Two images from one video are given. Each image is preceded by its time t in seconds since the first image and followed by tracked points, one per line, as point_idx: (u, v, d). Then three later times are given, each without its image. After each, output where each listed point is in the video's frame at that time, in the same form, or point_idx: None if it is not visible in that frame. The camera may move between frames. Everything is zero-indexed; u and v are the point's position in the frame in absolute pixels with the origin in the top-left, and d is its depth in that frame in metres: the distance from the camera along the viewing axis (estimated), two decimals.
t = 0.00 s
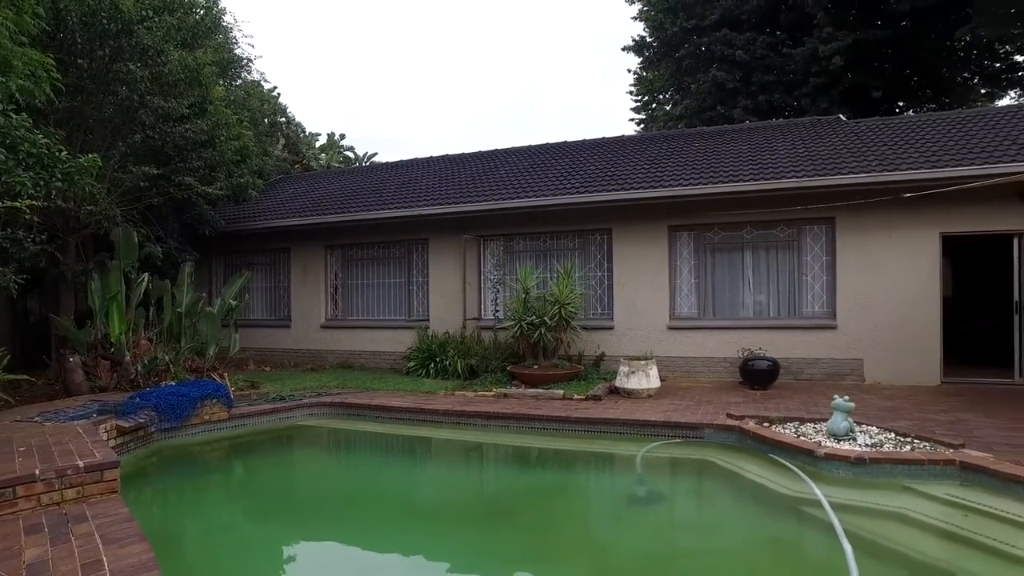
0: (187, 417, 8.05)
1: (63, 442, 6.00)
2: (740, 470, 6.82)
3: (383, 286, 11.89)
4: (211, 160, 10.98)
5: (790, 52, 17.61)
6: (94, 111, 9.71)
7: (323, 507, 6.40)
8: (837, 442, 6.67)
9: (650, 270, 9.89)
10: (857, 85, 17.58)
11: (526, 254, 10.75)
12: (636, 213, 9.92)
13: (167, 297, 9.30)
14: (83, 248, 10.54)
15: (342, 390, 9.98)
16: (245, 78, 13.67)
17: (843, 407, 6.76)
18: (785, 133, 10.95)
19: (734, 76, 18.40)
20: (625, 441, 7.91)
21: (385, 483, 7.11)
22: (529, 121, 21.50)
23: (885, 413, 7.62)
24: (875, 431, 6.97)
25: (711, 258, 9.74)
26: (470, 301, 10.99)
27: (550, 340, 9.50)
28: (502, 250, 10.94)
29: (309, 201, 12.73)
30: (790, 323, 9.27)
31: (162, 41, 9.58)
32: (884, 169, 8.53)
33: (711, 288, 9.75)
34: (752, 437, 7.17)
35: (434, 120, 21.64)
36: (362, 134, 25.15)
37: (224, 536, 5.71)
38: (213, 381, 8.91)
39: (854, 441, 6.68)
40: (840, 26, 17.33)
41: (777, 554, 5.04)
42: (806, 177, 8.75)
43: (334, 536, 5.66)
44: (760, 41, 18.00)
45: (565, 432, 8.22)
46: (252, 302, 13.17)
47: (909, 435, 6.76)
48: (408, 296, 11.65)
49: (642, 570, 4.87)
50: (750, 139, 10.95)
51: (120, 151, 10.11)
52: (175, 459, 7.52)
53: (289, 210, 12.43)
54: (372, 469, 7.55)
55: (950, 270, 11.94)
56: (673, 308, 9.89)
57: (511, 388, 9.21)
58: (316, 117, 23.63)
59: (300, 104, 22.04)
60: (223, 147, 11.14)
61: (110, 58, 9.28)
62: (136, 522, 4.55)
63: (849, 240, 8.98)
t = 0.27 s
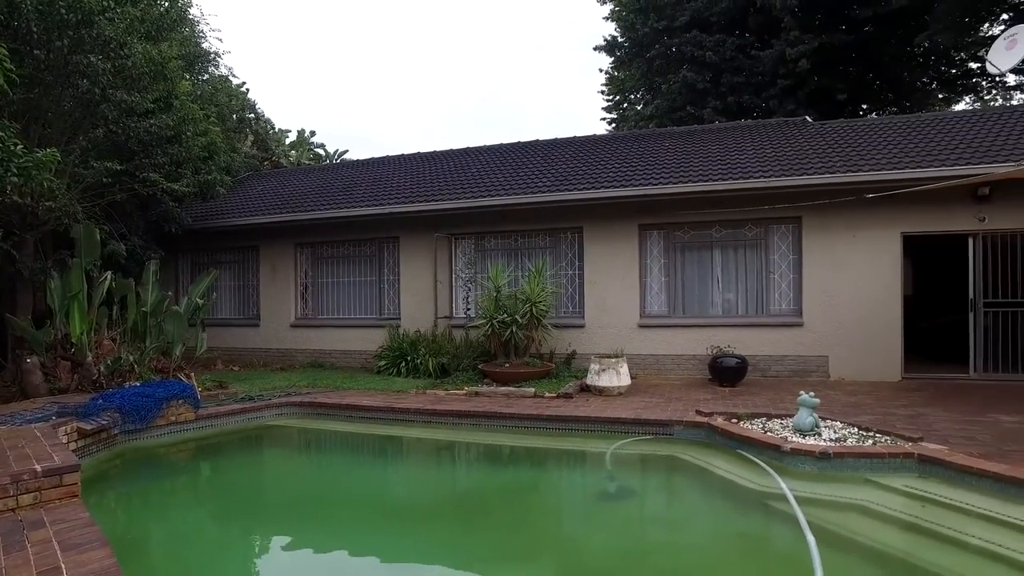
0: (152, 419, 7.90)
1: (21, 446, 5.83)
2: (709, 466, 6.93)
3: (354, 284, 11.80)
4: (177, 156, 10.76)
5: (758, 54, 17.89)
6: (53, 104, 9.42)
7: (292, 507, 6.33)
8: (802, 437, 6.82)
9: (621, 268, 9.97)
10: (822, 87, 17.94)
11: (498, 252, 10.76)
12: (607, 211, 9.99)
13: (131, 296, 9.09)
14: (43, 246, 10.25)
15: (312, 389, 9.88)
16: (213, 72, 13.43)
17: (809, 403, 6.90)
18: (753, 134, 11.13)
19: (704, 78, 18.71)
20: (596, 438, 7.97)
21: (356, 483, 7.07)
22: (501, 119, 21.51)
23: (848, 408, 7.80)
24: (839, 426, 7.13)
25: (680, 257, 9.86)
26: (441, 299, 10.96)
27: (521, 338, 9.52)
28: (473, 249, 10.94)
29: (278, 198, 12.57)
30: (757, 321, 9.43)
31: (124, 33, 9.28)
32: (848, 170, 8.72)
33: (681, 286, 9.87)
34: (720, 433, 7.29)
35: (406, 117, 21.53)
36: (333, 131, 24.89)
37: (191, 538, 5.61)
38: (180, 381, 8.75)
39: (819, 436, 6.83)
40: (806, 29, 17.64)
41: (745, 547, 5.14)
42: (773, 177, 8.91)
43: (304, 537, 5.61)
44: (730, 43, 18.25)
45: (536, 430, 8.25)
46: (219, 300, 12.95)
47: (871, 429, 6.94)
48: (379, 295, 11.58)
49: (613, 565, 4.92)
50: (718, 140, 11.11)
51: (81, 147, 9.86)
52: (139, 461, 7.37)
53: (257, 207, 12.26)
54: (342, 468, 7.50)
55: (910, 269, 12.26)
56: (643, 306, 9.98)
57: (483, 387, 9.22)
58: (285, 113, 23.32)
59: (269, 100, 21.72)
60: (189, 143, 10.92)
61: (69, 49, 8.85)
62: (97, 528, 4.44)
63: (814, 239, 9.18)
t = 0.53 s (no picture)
0: (117, 420, 7.72)
1: None
2: (679, 462, 7.01)
3: (325, 282, 11.68)
4: (143, 152, 10.53)
5: (728, 56, 18.13)
6: (10, 97, 9.16)
7: (261, 508, 6.25)
8: (771, 432, 6.94)
9: (592, 266, 10.03)
10: (790, 89, 18.26)
11: (470, 250, 10.75)
12: (579, 210, 10.04)
13: (94, 294, 8.88)
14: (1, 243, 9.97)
15: (282, 389, 9.77)
16: (179, 66, 13.19)
17: (776, 399, 7.02)
18: (723, 134, 11.28)
19: (676, 78, 18.91)
20: (568, 435, 8.01)
21: (327, 482, 7.01)
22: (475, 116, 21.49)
23: (814, 403, 7.95)
24: (806, 421, 7.27)
25: (651, 255, 9.95)
26: (413, 297, 10.92)
27: (493, 336, 9.53)
28: (446, 247, 10.91)
29: (247, 196, 12.39)
30: (726, 319, 9.56)
31: (85, 24, 9.08)
32: (814, 170, 8.89)
33: (651, 284, 9.96)
34: (690, 430, 7.39)
35: (378, 114, 21.40)
36: (304, 127, 24.62)
37: (156, 542, 5.51)
38: (145, 382, 8.57)
39: (786, 431, 6.96)
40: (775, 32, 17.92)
41: (714, 542, 5.21)
42: (742, 176, 9.04)
43: (273, 539, 5.54)
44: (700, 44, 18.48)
45: (508, 428, 8.26)
46: (187, 299, 12.73)
47: (836, 425, 7.09)
48: (350, 293, 11.49)
49: (585, 562, 4.96)
50: (689, 139, 11.24)
51: (40, 141, 9.60)
52: (103, 464, 7.21)
53: (226, 204, 12.07)
54: (313, 468, 7.43)
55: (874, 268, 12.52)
56: (615, 304, 10.06)
57: (455, 385, 9.21)
58: (255, 109, 23.00)
59: (237, 95, 21.37)
60: (155, 138, 10.69)
61: (25, 39, 8.72)
62: (55, 533, 4.33)
63: (782, 238, 9.34)
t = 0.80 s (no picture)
0: (80, 423, 7.54)
1: None
2: (651, 459, 7.08)
3: (295, 281, 11.55)
4: (106, 147, 10.29)
5: (700, 57, 18.34)
6: None
7: (231, 510, 6.17)
8: (740, 429, 7.04)
9: (565, 265, 10.07)
10: (759, 91, 18.57)
11: (442, 249, 10.73)
12: (551, 208, 10.07)
13: (56, 293, 8.64)
14: None
15: (251, 389, 9.64)
16: (145, 60, 12.93)
17: (745, 396, 7.13)
18: (693, 134, 11.41)
19: (648, 78, 19.08)
20: (541, 434, 8.03)
21: (297, 483, 6.94)
22: (447, 113, 21.43)
23: (782, 400, 8.09)
24: (773, 418, 7.39)
25: (623, 254, 10.03)
26: (385, 296, 10.85)
27: (465, 335, 9.52)
28: (418, 245, 10.87)
29: (216, 192, 12.19)
30: (697, 316, 9.67)
31: (42, 13, 8.87)
32: (782, 170, 9.05)
33: (623, 283, 10.04)
34: (661, 427, 7.46)
35: (350, 111, 21.23)
36: (274, 124, 24.32)
37: (121, 548, 5.40)
38: (109, 383, 8.38)
39: (754, 427, 7.07)
40: (745, 34, 18.18)
41: (685, 538, 5.28)
42: (712, 176, 9.15)
43: (242, 541, 5.46)
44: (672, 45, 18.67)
45: (481, 426, 8.25)
46: (154, 298, 12.48)
47: (803, 421, 7.22)
48: (321, 291, 11.38)
49: (557, 559, 4.99)
50: (660, 139, 11.34)
51: None
52: (66, 467, 7.04)
53: (194, 201, 11.86)
54: (283, 469, 7.35)
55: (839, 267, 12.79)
56: (587, 302, 10.11)
57: (427, 384, 9.17)
58: (224, 105, 22.65)
59: (206, 90, 21.03)
60: (119, 132, 10.46)
61: None
62: (11, 540, 4.21)
63: (751, 238, 9.48)
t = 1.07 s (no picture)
0: (39, 426, 7.33)
1: None
2: (622, 457, 7.13)
3: (265, 279, 11.39)
4: (67, 142, 10.04)
5: (671, 57, 18.52)
6: None
7: (197, 512, 6.06)
8: (709, 425, 7.12)
9: (537, 264, 10.09)
10: (729, 92, 18.84)
11: (414, 247, 10.68)
12: (523, 207, 10.09)
13: (13, 292, 8.38)
14: None
15: (219, 389, 9.49)
16: (108, 53, 12.64)
17: (714, 393, 7.21)
18: (663, 134, 11.52)
19: (620, 78, 19.22)
20: (513, 432, 8.03)
21: (266, 484, 6.85)
22: (420, 111, 21.34)
23: (750, 397, 8.21)
24: (742, 414, 7.49)
25: (594, 252, 10.08)
26: (356, 294, 10.76)
27: (437, 334, 9.49)
28: (389, 244, 10.80)
29: (183, 190, 11.97)
30: (667, 315, 9.77)
31: None
32: (750, 171, 9.19)
33: (595, 281, 10.09)
34: (632, 424, 7.51)
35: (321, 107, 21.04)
36: (243, 120, 23.98)
37: (82, 551, 5.27)
38: (70, 384, 8.16)
39: (723, 424, 7.16)
40: (715, 35, 18.40)
41: (655, 534, 5.34)
42: (682, 176, 9.25)
43: (209, 543, 5.38)
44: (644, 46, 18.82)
45: (453, 425, 8.23)
46: (118, 297, 12.21)
47: (771, 417, 7.33)
48: (291, 290, 11.24)
49: (528, 558, 5.00)
50: (632, 139, 11.43)
51: None
52: (25, 471, 6.85)
53: (159, 198, 11.62)
54: (252, 470, 7.25)
55: (806, 267, 13.01)
56: (559, 301, 10.15)
57: (399, 383, 9.12)
58: (192, 100, 22.27)
59: (173, 86, 20.65)
60: (80, 127, 10.21)
61: None
62: None
63: (721, 237, 9.60)
